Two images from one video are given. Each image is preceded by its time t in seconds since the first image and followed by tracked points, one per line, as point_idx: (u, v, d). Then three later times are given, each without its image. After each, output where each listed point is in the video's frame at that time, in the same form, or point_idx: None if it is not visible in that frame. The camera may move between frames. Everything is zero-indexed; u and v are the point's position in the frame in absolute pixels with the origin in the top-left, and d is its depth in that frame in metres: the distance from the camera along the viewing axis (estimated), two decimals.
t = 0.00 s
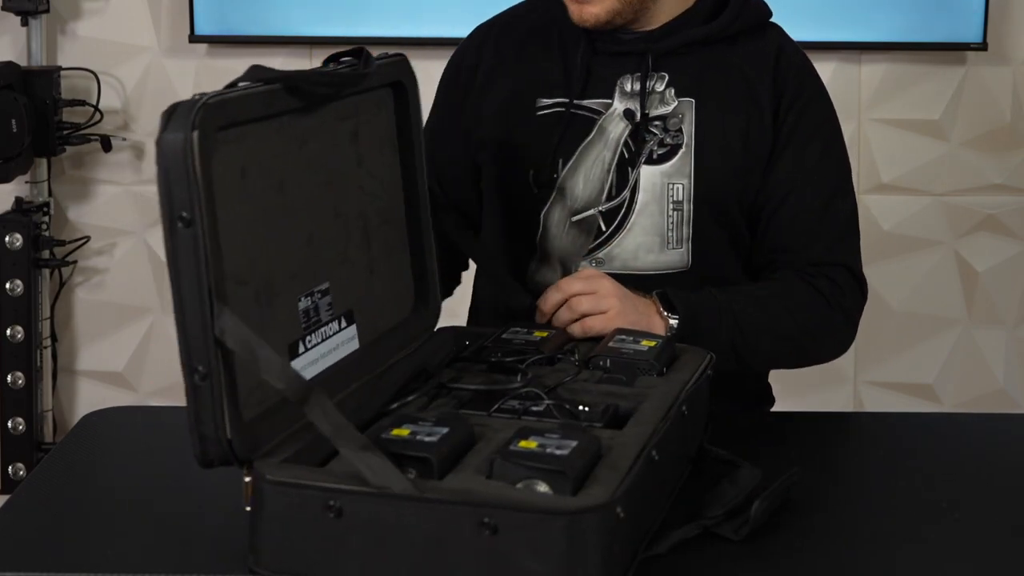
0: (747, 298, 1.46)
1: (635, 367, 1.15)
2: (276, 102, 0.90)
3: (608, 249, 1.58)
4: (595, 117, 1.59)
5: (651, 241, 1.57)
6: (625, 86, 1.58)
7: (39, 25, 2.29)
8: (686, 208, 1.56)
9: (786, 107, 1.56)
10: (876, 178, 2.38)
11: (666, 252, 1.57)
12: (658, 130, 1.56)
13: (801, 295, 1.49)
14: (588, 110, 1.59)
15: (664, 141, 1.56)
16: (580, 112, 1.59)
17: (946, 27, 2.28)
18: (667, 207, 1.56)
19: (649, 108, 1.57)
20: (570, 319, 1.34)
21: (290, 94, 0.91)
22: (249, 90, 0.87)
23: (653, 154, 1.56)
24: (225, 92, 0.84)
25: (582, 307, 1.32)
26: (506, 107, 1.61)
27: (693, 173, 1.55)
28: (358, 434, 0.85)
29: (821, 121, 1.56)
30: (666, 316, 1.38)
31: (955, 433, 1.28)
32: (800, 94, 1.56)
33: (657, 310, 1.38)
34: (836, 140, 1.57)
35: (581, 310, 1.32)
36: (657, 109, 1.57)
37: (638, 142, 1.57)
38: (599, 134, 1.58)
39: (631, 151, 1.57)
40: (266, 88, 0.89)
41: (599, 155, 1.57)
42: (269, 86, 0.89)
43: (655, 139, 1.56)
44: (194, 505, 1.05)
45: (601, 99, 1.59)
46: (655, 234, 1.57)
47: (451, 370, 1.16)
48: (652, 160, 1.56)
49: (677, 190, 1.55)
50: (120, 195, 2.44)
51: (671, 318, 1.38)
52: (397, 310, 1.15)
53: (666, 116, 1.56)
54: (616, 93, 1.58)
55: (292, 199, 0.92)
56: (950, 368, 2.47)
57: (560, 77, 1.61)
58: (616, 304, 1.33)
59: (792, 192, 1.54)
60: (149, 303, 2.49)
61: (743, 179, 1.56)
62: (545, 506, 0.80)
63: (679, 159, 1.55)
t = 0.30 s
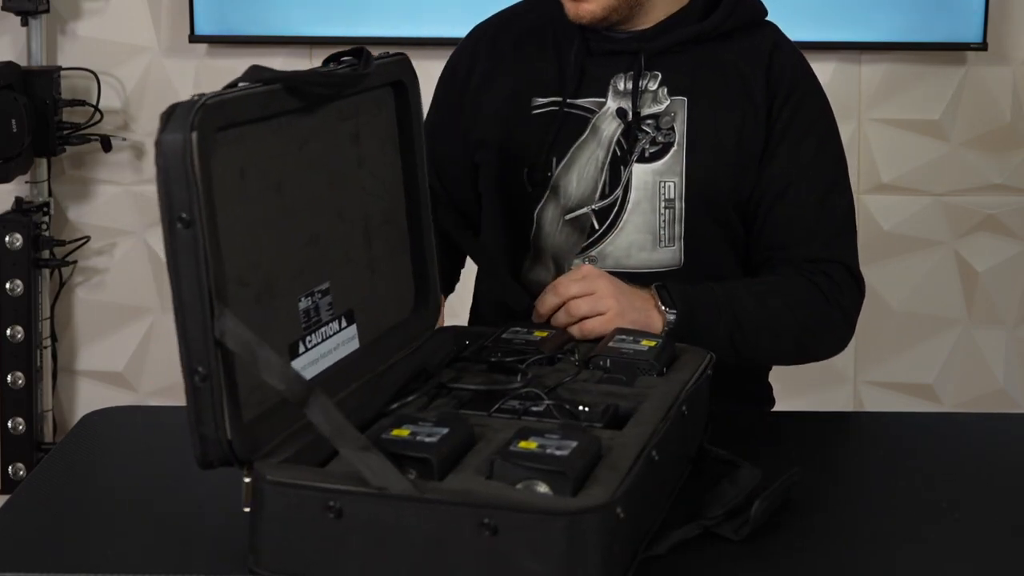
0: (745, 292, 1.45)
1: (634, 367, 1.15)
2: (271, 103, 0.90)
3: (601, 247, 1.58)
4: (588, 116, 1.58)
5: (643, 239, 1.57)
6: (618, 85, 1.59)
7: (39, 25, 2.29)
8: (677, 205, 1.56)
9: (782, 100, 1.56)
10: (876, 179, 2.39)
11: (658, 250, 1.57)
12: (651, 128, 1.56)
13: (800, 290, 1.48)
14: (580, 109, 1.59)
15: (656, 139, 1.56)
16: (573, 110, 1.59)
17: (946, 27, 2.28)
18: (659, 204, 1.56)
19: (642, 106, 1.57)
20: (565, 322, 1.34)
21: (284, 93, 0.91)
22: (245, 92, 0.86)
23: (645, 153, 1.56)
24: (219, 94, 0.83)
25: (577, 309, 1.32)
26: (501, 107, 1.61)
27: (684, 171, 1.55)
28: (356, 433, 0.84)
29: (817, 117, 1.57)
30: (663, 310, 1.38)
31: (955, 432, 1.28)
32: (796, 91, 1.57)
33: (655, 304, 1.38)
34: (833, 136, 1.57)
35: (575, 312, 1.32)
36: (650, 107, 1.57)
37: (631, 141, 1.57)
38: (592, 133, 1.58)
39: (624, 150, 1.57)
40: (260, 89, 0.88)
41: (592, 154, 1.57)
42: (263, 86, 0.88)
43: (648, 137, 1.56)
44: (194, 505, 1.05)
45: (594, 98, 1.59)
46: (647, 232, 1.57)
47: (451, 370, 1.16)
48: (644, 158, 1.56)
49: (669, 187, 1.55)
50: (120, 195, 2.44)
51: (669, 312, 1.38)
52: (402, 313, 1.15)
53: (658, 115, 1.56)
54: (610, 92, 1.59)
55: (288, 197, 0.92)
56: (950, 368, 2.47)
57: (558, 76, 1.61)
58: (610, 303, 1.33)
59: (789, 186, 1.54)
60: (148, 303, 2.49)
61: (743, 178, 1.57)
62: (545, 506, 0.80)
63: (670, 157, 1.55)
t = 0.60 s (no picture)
0: (755, 268, 1.40)
1: (635, 366, 1.15)
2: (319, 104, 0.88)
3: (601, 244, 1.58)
4: (589, 113, 1.59)
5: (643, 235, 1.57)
6: (619, 82, 1.59)
7: (39, 25, 2.29)
8: (678, 202, 1.56)
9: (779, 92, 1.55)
10: (876, 178, 2.38)
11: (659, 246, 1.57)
12: (652, 126, 1.56)
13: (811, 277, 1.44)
14: (581, 106, 1.59)
15: (657, 136, 1.56)
16: (573, 107, 1.59)
17: (946, 27, 2.28)
18: (659, 201, 1.56)
19: (643, 104, 1.57)
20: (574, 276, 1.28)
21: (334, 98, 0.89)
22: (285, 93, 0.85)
23: (646, 150, 1.56)
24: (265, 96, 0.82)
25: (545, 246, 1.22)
26: (501, 108, 1.61)
27: (685, 168, 1.55)
28: (369, 440, 0.85)
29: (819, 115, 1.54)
30: (664, 268, 1.30)
31: (955, 433, 1.28)
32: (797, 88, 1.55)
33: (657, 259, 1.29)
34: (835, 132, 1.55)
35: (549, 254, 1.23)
36: (651, 105, 1.57)
37: (631, 138, 1.57)
38: (594, 129, 1.58)
39: (624, 147, 1.57)
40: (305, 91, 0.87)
41: (594, 150, 1.57)
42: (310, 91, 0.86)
43: (648, 135, 1.56)
44: (194, 505, 1.05)
45: (596, 95, 1.59)
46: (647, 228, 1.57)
47: (451, 371, 1.16)
48: (645, 154, 1.56)
49: (667, 182, 1.56)
50: (119, 195, 2.44)
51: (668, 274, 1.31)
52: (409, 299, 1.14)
53: (659, 112, 1.57)
54: (611, 89, 1.59)
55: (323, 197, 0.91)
56: (950, 368, 2.46)
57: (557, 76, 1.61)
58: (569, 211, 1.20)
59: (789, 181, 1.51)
60: (148, 303, 2.49)
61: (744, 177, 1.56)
62: (545, 507, 0.80)
63: (670, 154, 1.56)
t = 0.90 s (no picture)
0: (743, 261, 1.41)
1: (634, 366, 1.15)
2: (544, 221, 0.82)
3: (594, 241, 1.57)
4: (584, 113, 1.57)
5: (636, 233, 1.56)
6: (615, 80, 1.58)
7: (39, 25, 2.28)
8: (672, 200, 1.55)
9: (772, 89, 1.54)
10: (876, 178, 2.38)
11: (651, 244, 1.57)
12: (647, 124, 1.55)
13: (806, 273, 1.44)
14: (577, 105, 1.57)
15: (652, 134, 1.55)
16: (570, 106, 1.58)
17: (945, 27, 2.28)
18: (653, 198, 1.56)
19: (638, 102, 1.56)
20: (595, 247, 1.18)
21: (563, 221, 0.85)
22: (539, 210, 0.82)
23: (641, 148, 1.55)
24: (529, 213, 0.82)
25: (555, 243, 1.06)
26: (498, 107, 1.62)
27: (679, 165, 1.55)
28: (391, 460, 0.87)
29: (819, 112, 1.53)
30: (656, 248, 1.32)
31: (955, 433, 1.27)
32: (795, 85, 1.54)
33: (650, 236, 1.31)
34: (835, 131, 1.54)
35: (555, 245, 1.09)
36: (646, 103, 1.56)
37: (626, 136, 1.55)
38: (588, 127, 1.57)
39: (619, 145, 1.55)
40: (545, 214, 0.82)
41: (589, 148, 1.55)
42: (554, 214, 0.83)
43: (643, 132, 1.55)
44: (194, 505, 1.05)
45: (591, 94, 1.58)
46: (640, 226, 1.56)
47: (451, 371, 1.16)
48: (639, 153, 1.55)
49: (660, 181, 1.55)
50: (119, 195, 2.43)
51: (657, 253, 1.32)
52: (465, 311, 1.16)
53: (654, 110, 1.55)
54: (606, 87, 1.58)
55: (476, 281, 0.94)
56: (950, 368, 2.46)
57: (553, 75, 1.61)
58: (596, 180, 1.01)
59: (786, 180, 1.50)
60: (148, 303, 2.49)
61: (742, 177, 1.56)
62: (544, 506, 0.80)
63: (665, 152, 1.55)
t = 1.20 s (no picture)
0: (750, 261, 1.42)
1: (634, 366, 1.15)
2: (529, 204, 0.82)
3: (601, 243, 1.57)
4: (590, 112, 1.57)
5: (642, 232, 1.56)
6: (622, 80, 1.58)
7: (39, 25, 2.28)
8: (678, 200, 1.55)
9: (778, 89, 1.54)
10: (876, 178, 2.38)
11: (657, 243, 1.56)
12: (653, 124, 1.55)
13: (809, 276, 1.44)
14: (583, 104, 1.57)
15: (658, 134, 1.55)
16: (575, 106, 1.58)
17: (945, 27, 2.28)
18: (660, 199, 1.55)
19: (644, 103, 1.56)
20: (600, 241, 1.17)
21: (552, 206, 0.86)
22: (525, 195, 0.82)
23: (647, 148, 1.54)
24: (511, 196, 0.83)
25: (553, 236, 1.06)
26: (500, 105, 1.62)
27: (685, 166, 1.55)
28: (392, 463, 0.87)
29: (820, 112, 1.53)
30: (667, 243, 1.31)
31: (954, 433, 1.27)
32: (799, 86, 1.54)
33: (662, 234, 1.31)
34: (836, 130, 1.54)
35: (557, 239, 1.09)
36: (652, 104, 1.55)
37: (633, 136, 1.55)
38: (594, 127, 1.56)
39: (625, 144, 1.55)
40: (531, 197, 0.82)
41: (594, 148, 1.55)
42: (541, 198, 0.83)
43: (649, 132, 1.54)
44: (194, 505, 1.05)
45: (597, 93, 1.58)
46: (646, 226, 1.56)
47: (451, 371, 1.16)
48: (646, 152, 1.55)
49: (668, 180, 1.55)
50: (119, 195, 2.43)
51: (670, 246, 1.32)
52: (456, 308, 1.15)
53: (660, 111, 1.55)
54: (612, 87, 1.58)
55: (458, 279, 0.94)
56: (950, 368, 2.45)
57: (555, 75, 1.61)
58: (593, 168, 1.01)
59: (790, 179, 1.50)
60: (148, 304, 2.49)
61: (744, 176, 1.55)
62: (545, 507, 0.80)
63: (672, 152, 1.55)
